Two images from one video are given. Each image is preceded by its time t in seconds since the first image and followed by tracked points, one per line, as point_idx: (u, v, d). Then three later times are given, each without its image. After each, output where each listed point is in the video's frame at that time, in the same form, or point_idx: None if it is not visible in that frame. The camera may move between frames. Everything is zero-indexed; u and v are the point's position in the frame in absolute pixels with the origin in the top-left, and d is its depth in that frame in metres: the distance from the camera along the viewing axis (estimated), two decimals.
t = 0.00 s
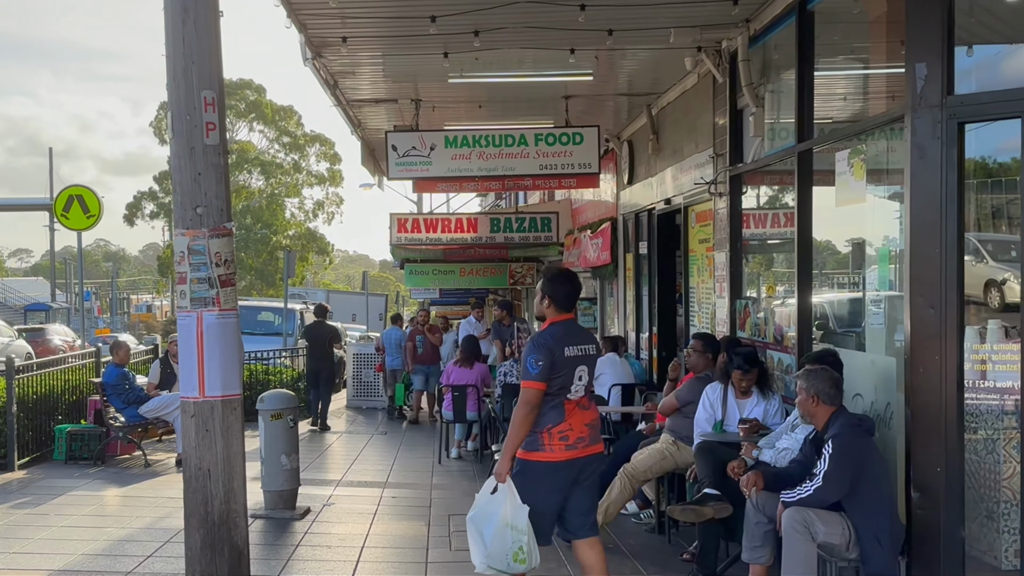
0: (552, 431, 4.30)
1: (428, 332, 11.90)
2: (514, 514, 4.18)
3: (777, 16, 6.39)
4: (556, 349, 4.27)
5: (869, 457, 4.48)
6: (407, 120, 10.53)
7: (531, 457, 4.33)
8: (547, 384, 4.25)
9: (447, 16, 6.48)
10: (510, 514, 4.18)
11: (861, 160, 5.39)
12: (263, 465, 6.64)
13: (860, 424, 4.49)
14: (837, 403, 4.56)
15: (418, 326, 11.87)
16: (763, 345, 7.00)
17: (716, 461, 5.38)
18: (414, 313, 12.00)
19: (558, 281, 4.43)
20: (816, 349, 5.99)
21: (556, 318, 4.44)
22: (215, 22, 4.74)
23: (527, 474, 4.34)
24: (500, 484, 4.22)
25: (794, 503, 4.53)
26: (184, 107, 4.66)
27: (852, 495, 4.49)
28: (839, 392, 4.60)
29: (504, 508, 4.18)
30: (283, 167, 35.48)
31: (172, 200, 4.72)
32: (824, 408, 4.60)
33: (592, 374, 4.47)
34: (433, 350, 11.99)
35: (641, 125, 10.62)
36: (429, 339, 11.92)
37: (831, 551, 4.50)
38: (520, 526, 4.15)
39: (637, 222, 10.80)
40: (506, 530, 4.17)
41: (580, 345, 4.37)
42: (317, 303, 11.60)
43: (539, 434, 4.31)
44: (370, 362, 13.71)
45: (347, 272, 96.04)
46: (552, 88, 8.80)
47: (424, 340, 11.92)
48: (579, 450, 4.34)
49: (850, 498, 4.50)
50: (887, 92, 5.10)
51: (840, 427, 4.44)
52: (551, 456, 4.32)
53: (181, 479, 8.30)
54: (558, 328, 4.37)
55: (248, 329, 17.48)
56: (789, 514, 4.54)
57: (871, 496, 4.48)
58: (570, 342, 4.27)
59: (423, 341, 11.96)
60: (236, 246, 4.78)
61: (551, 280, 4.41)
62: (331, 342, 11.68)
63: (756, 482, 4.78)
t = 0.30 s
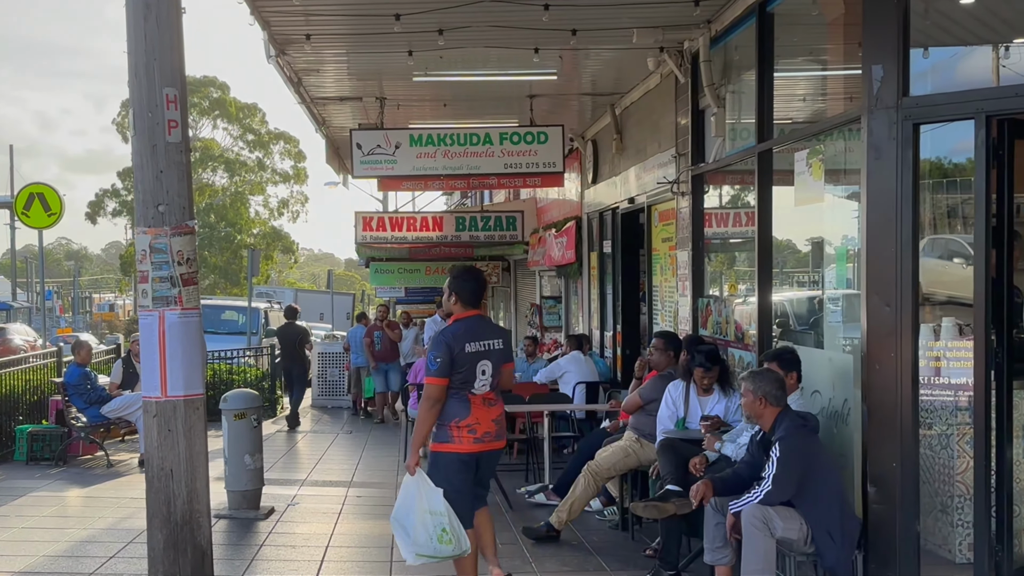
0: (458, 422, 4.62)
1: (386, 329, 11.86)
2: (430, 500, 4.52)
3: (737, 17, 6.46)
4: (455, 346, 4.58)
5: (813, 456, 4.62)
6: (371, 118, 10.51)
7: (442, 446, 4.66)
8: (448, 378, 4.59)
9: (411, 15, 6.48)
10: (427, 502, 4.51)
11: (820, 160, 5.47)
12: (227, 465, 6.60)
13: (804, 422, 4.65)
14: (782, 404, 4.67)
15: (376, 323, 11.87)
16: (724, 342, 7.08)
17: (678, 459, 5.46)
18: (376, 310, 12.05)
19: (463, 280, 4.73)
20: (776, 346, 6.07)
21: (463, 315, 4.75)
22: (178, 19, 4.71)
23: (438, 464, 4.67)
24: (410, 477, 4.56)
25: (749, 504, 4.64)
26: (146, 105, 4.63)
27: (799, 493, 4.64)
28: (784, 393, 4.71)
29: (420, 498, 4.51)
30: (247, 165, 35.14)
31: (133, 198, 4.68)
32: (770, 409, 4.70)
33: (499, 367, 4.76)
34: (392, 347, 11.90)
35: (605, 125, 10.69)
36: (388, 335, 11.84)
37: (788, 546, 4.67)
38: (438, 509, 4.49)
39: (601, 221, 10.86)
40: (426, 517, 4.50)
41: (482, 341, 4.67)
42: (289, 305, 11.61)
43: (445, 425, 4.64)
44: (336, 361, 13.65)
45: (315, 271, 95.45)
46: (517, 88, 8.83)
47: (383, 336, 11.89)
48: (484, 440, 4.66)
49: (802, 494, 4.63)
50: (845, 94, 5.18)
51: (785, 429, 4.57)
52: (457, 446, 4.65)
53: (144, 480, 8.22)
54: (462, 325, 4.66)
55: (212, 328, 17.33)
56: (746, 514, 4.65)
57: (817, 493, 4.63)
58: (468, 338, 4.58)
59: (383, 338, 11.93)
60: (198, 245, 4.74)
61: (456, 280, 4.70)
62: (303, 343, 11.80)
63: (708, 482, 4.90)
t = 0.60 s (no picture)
0: (386, 422, 4.74)
1: (352, 329, 11.79)
2: (331, 503, 4.79)
3: (699, 19, 6.52)
4: (379, 349, 4.74)
5: (764, 456, 4.73)
6: (335, 117, 10.47)
7: (371, 448, 4.76)
8: (374, 380, 4.72)
9: (375, 14, 6.47)
10: (329, 503, 4.79)
11: (780, 161, 5.54)
12: (189, 465, 6.56)
13: (754, 420, 4.78)
14: (732, 405, 4.80)
15: (342, 323, 11.81)
16: (687, 341, 7.15)
17: (641, 456, 5.51)
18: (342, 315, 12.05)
19: (385, 288, 4.89)
20: (738, 345, 6.13)
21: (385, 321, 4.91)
22: (139, 17, 4.66)
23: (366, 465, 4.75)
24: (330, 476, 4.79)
25: (706, 502, 4.75)
26: (106, 103, 4.57)
27: (752, 491, 4.73)
28: (733, 395, 4.84)
29: (323, 497, 4.79)
30: (210, 163, 34.79)
31: (93, 196, 4.63)
32: (719, 411, 4.82)
33: (423, 370, 4.91)
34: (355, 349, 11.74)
35: (569, 125, 10.74)
36: (350, 336, 11.74)
37: (749, 541, 4.78)
38: (333, 513, 4.76)
39: (566, 220, 10.90)
40: (321, 516, 4.78)
41: (405, 345, 4.83)
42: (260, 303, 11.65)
43: (373, 427, 4.75)
44: (300, 360, 13.60)
45: (281, 270, 94.73)
46: (482, 87, 8.85)
47: (347, 337, 11.78)
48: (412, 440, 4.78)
49: (759, 491, 4.74)
50: (804, 95, 5.25)
51: (736, 428, 4.68)
52: (384, 446, 4.75)
53: (105, 481, 8.13)
54: (385, 329, 4.83)
55: (174, 328, 17.15)
56: (705, 511, 4.75)
57: (771, 492, 4.72)
58: (391, 340, 4.74)
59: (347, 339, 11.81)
60: (159, 244, 4.70)
61: (377, 286, 4.86)
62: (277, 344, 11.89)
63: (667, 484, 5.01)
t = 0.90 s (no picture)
0: (308, 413, 4.87)
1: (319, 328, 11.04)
2: (261, 493, 4.69)
3: (660, 20, 6.57)
4: (309, 341, 4.85)
5: (727, 454, 4.79)
6: (299, 116, 10.42)
7: (291, 438, 4.86)
8: (303, 372, 4.83)
9: (337, 13, 6.44)
10: (259, 492, 4.69)
11: (740, 162, 5.60)
12: (151, 467, 6.51)
13: (717, 419, 4.83)
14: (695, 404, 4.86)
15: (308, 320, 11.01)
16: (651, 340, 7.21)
17: (605, 455, 5.54)
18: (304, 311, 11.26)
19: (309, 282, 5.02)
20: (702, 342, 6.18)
21: (309, 313, 5.02)
22: (98, 15, 4.61)
23: (282, 454, 4.87)
24: (257, 464, 4.74)
25: (671, 500, 4.78)
26: (65, 102, 4.51)
27: (715, 488, 4.78)
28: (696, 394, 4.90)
29: (254, 485, 4.70)
30: (174, 163, 34.43)
31: (52, 196, 4.57)
32: (682, 410, 4.88)
33: (341, 363, 5.07)
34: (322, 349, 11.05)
35: (534, 125, 10.78)
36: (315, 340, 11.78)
37: (710, 539, 4.82)
38: (265, 502, 4.68)
39: (530, 220, 10.92)
40: (251, 506, 4.69)
41: (331, 338, 4.97)
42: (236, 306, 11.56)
43: (295, 417, 4.86)
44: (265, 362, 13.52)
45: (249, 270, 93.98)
46: (447, 87, 8.85)
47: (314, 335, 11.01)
48: (330, 430, 4.93)
49: (722, 489, 4.78)
50: (764, 97, 5.31)
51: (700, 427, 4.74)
52: (304, 436, 4.88)
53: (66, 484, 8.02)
54: (312, 322, 4.94)
55: (136, 329, 16.95)
56: (669, 509, 4.79)
57: (733, 490, 4.78)
58: (322, 334, 4.87)
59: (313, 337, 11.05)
60: (119, 244, 4.65)
61: (305, 280, 4.98)
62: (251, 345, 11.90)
63: (631, 484, 5.03)
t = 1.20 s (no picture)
0: (212, 420, 4.90)
1: (276, 331, 11.05)
2: (199, 492, 4.82)
3: (624, 22, 6.61)
4: (213, 349, 4.89)
5: (694, 452, 4.84)
6: (264, 115, 10.36)
7: (200, 444, 4.91)
8: (207, 379, 4.86)
9: (301, 12, 6.41)
10: (196, 493, 4.82)
11: (703, 162, 5.65)
12: (113, 469, 6.45)
13: (684, 418, 4.89)
14: (661, 402, 4.90)
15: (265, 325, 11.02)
16: (615, 339, 7.26)
17: (570, 454, 5.56)
18: (264, 312, 11.29)
19: (216, 290, 5.06)
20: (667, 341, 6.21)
21: (217, 320, 5.05)
22: (59, 12, 4.55)
23: (189, 461, 4.92)
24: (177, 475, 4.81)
25: (636, 497, 4.82)
26: (24, 100, 4.45)
27: (681, 486, 4.83)
28: (662, 391, 4.94)
29: (190, 491, 4.80)
30: (137, 162, 34.03)
31: (11, 195, 4.50)
32: (649, 407, 4.92)
33: (251, 368, 5.11)
34: (281, 353, 11.09)
35: (499, 125, 10.80)
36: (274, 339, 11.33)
37: (674, 537, 4.90)
38: (208, 497, 4.83)
39: (496, 220, 10.93)
40: (197, 508, 4.81)
41: (237, 345, 5.00)
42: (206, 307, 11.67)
43: (200, 423, 4.90)
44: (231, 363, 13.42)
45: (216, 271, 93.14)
46: (413, 87, 8.84)
47: (271, 339, 11.04)
48: (236, 437, 4.97)
49: (687, 487, 4.83)
50: (726, 98, 5.37)
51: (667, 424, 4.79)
52: (209, 442, 4.91)
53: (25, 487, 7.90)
54: (218, 330, 4.97)
55: (98, 329, 16.73)
56: (634, 507, 4.82)
57: (697, 487, 4.83)
58: (226, 341, 4.90)
59: (271, 341, 11.08)
60: (81, 244, 4.60)
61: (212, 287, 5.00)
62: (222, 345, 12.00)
63: (597, 484, 5.05)
